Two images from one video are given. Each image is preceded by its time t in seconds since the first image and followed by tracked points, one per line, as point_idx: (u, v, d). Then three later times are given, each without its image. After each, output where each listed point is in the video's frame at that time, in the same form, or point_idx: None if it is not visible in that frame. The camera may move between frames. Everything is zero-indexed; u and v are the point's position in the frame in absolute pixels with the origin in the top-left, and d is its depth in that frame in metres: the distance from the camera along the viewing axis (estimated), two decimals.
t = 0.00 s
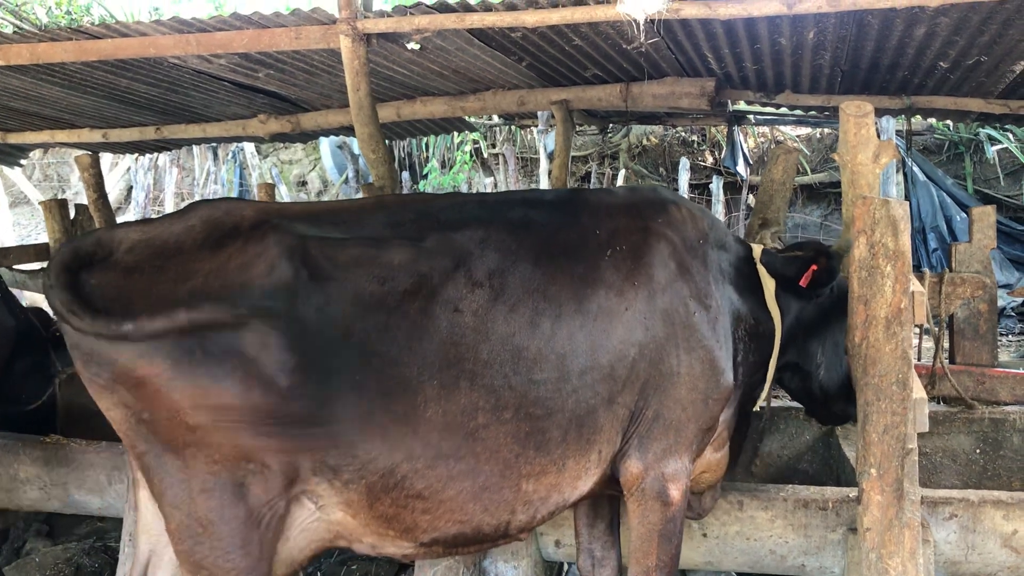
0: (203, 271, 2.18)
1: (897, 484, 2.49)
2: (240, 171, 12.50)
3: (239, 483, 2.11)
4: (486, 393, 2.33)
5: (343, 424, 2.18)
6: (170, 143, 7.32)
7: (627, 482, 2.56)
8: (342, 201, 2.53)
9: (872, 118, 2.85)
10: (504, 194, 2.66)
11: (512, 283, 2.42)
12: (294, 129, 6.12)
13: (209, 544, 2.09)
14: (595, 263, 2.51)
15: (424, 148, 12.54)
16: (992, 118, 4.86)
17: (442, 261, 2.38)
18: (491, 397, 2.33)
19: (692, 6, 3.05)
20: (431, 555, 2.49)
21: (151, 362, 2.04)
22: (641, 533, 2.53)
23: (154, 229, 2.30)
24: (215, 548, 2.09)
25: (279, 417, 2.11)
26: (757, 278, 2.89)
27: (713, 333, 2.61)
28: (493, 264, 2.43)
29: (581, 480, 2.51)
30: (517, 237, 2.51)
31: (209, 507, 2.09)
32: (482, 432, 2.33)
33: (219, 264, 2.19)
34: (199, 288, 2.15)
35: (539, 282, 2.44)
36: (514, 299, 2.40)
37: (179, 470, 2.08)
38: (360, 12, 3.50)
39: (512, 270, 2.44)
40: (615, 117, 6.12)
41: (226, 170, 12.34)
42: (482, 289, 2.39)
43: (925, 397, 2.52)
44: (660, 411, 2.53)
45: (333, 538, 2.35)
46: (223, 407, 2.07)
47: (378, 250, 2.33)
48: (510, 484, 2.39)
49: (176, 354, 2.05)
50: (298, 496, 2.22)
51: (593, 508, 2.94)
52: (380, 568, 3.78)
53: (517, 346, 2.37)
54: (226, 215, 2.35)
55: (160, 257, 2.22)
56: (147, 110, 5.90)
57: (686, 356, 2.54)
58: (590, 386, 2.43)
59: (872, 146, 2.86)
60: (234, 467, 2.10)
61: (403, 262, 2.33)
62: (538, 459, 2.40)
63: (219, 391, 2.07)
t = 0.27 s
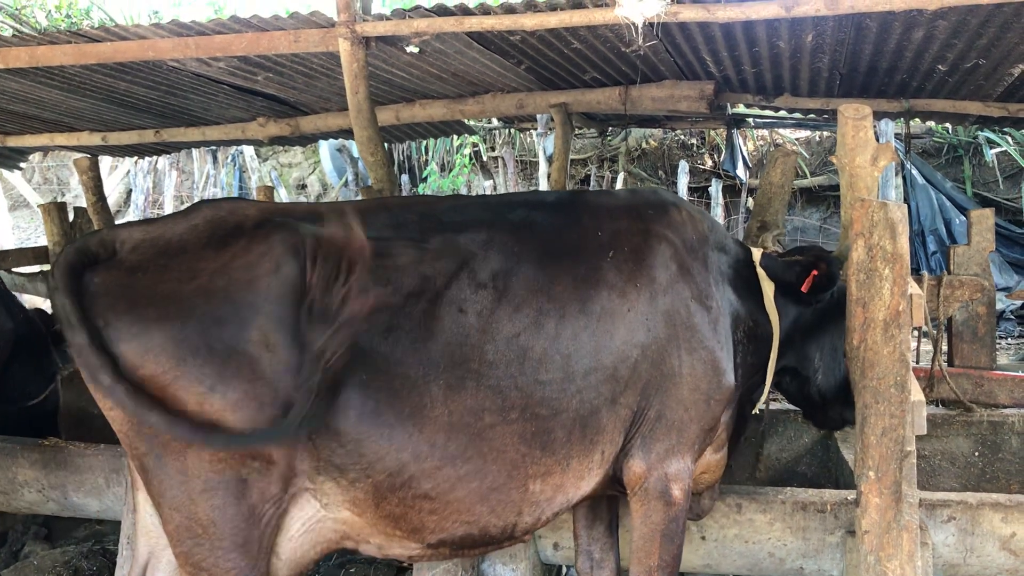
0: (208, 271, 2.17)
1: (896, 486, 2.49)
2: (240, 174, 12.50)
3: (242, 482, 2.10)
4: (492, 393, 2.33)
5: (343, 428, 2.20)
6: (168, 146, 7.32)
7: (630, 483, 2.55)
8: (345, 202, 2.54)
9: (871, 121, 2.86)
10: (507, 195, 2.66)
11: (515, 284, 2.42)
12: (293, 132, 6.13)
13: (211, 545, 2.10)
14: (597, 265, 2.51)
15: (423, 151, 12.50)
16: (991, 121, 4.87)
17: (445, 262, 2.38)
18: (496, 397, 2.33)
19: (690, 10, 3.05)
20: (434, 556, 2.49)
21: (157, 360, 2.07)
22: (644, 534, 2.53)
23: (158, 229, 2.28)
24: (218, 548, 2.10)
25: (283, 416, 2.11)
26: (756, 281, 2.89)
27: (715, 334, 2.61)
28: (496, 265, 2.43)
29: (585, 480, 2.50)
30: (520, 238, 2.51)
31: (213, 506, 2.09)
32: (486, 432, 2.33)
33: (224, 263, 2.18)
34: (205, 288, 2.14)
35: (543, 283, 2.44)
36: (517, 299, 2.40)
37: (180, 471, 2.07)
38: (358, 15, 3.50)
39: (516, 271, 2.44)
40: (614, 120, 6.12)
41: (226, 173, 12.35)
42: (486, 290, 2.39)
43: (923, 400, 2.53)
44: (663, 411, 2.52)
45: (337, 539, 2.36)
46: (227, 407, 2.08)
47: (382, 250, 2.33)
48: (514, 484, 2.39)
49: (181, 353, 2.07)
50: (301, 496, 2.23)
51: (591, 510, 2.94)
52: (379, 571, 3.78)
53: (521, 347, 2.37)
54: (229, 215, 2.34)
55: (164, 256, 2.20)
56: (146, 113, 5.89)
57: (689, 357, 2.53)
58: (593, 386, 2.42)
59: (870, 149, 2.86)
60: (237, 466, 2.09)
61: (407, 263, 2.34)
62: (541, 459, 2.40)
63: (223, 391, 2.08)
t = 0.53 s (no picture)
0: (211, 270, 2.17)
1: (896, 489, 2.48)
2: (240, 177, 12.50)
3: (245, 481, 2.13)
4: (493, 393, 2.33)
5: (344, 428, 2.20)
6: (168, 148, 7.32)
7: (632, 482, 2.55)
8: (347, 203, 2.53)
9: (870, 123, 2.85)
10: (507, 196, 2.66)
11: (517, 284, 2.42)
12: (293, 134, 6.13)
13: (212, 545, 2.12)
14: (597, 265, 2.51)
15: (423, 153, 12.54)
16: (991, 123, 4.86)
17: (446, 263, 2.38)
18: (497, 397, 2.33)
19: (689, 11, 3.04)
20: (435, 557, 2.48)
21: (160, 359, 2.07)
22: (645, 534, 2.53)
23: (160, 229, 2.28)
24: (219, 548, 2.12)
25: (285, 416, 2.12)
26: (756, 282, 2.89)
27: (716, 335, 2.61)
28: (497, 266, 2.43)
29: (586, 481, 2.49)
30: (521, 239, 2.51)
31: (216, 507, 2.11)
32: (487, 431, 2.33)
33: (226, 262, 2.18)
34: (208, 288, 2.13)
35: (543, 283, 2.44)
36: (518, 300, 2.40)
37: (183, 472, 2.11)
38: (358, 17, 3.50)
39: (517, 272, 2.44)
40: (614, 122, 6.12)
41: (225, 175, 12.35)
42: (487, 291, 2.39)
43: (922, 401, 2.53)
44: (664, 411, 2.52)
45: (340, 539, 2.35)
46: (229, 407, 2.09)
47: (384, 250, 2.33)
48: (515, 484, 2.39)
49: (184, 353, 2.07)
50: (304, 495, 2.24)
51: (590, 511, 2.94)
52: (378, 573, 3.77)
53: (522, 347, 2.37)
54: (231, 215, 2.34)
55: (167, 256, 2.19)
56: (146, 115, 5.89)
57: (690, 356, 2.53)
58: (594, 386, 2.42)
59: (869, 151, 2.86)
60: (240, 466, 2.12)
61: (408, 263, 2.33)
62: (542, 459, 2.39)
63: (225, 391, 2.09)
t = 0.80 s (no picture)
0: (214, 270, 2.17)
1: (898, 490, 2.48)
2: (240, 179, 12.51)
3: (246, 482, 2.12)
4: (494, 393, 2.33)
5: (346, 429, 2.19)
6: (169, 151, 7.33)
7: (634, 482, 2.56)
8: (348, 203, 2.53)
9: (872, 124, 2.85)
10: (508, 197, 2.66)
11: (518, 285, 2.42)
12: (294, 136, 6.14)
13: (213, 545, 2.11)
14: (598, 266, 2.51)
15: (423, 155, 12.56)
16: (992, 125, 4.87)
17: (448, 264, 2.38)
18: (498, 397, 2.33)
19: (691, 13, 3.05)
20: (438, 557, 2.48)
21: (163, 359, 2.07)
22: (647, 534, 2.52)
23: (162, 229, 2.27)
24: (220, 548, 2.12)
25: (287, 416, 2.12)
26: (757, 283, 2.90)
27: (717, 335, 2.61)
28: (499, 267, 2.43)
29: (588, 481, 2.48)
30: (523, 239, 2.51)
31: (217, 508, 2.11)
32: (489, 431, 2.32)
33: (229, 262, 2.18)
34: (211, 288, 2.14)
35: (545, 284, 2.44)
36: (519, 300, 2.40)
37: (185, 472, 2.11)
38: (359, 19, 3.50)
39: (518, 272, 2.44)
40: (614, 124, 6.13)
41: (225, 178, 12.36)
42: (488, 292, 2.39)
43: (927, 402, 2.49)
44: (666, 411, 2.52)
45: (342, 540, 2.35)
46: (232, 408, 2.09)
47: (386, 250, 2.33)
48: (516, 485, 2.38)
49: (187, 353, 2.07)
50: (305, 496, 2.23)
51: (591, 513, 2.94)
52: None
53: (523, 347, 2.37)
54: (233, 215, 2.34)
55: (169, 256, 2.19)
56: (147, 117, 5.90)
57: (691, 356, 2.53)
58: (595, 386, 2.42)
59: (871, 153, 2.86)
60: (242, 466, 2.11)
61: (410, 263, 2.33)
62: (543, 459, 2.39)
63: (227, 392, 2.08)
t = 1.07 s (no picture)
0: (217, 271, 2.17)
1: (902, 490, 2.47)
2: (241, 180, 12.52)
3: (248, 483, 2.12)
4: (497, 394, 2.33)
5: (350, 429, 2.19)
6: (171, 152, 7.34)
7: (638, 482, 2.56)
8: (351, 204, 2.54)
9: (875, 124, 2.85)
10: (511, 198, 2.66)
11: (521, 285, 2.42)
12: (295, 137, 6.14)
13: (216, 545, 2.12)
14: (601, 266, 2.51)
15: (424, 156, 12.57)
16: (994, 125, 4.86)
17: (451, 265, 2.38)
18: (502, 398, 2.33)
19: (694, 13, 3.05)
20: (441, 557, 2.48)
21: (166, 360, 2.07)
22: (651, 534, 2.52)
23: (165, 230, 2.28)
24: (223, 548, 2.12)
25: (290, 417, 2.12)
26: (761, 283, 2.90)
27: (721, 335, 2.60)
28: (502, 267, 2.43)
29: (592, 482, 2.48)
30: (526, 240, 2.51)
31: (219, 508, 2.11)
32: (493, 432, 2.33)
33: (233, 263, 2.18)
34: (214, 288, 2.14)
35: (548, 284, 2.44)
36: (523, 302, 2.41)
37: (188, 472, 2.11)
38: (361, 20, 3.51)
39: (521, 273, 2.44)
40: (615, 125, 6.13)
41: (227, 179, 12.37)
42: (491, 293, 2.39)
43: (928, 402, 2.52)
44: (669, 412, 2.52)
45: (345, 539, 2.35)
46: (235, 408, 2.09)
47: (389, 251, 2.33)
48: (519, 485, 2.38)
49: (190, 353, 2.07)
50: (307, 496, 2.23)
51: (594, 513, 2.94)
52: None
53: (526, 348, 2.37)
54: (237, 216, 2.34)
55: (173, 257, 2.20)
56: (148, 119, 5.91)
57: (695, 357, 2.53)
58: (599, 387, 2.42)
59: (874, 153, 2.86)
60: (245, 467, 2.11)
61: (413, 263, 2.34)
62: (547, 460, 2.39)
63: (231, 392, 2.09)
